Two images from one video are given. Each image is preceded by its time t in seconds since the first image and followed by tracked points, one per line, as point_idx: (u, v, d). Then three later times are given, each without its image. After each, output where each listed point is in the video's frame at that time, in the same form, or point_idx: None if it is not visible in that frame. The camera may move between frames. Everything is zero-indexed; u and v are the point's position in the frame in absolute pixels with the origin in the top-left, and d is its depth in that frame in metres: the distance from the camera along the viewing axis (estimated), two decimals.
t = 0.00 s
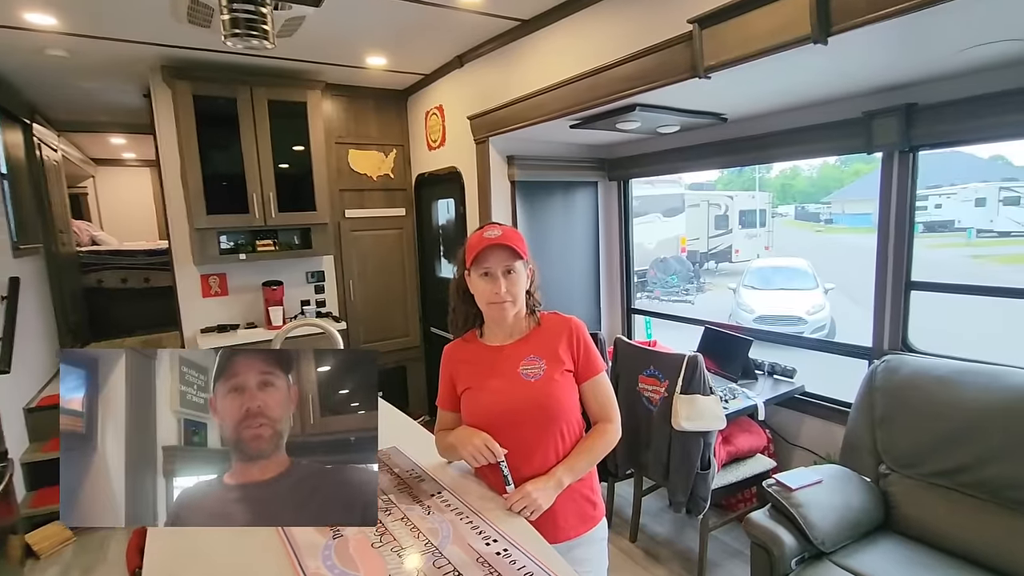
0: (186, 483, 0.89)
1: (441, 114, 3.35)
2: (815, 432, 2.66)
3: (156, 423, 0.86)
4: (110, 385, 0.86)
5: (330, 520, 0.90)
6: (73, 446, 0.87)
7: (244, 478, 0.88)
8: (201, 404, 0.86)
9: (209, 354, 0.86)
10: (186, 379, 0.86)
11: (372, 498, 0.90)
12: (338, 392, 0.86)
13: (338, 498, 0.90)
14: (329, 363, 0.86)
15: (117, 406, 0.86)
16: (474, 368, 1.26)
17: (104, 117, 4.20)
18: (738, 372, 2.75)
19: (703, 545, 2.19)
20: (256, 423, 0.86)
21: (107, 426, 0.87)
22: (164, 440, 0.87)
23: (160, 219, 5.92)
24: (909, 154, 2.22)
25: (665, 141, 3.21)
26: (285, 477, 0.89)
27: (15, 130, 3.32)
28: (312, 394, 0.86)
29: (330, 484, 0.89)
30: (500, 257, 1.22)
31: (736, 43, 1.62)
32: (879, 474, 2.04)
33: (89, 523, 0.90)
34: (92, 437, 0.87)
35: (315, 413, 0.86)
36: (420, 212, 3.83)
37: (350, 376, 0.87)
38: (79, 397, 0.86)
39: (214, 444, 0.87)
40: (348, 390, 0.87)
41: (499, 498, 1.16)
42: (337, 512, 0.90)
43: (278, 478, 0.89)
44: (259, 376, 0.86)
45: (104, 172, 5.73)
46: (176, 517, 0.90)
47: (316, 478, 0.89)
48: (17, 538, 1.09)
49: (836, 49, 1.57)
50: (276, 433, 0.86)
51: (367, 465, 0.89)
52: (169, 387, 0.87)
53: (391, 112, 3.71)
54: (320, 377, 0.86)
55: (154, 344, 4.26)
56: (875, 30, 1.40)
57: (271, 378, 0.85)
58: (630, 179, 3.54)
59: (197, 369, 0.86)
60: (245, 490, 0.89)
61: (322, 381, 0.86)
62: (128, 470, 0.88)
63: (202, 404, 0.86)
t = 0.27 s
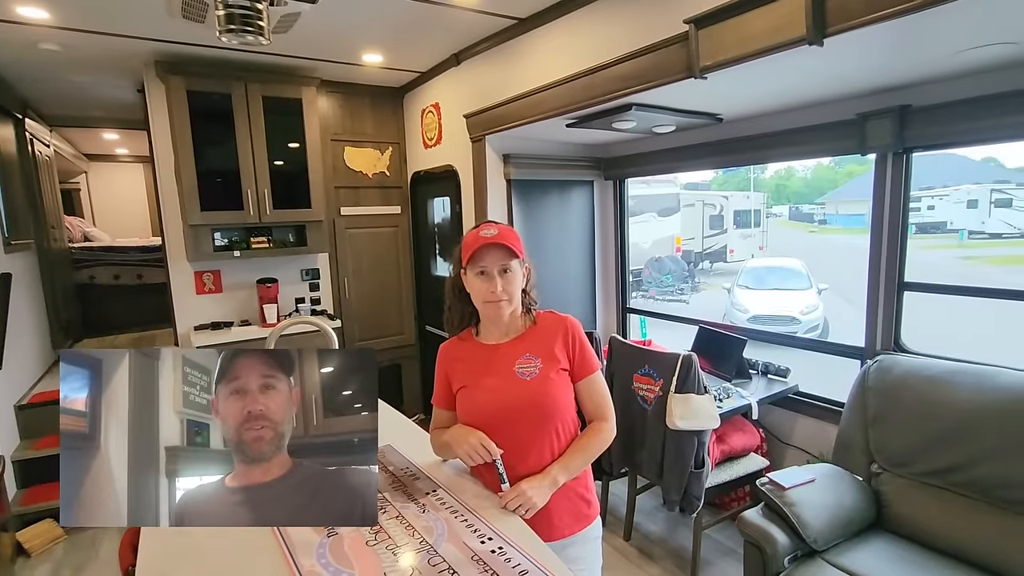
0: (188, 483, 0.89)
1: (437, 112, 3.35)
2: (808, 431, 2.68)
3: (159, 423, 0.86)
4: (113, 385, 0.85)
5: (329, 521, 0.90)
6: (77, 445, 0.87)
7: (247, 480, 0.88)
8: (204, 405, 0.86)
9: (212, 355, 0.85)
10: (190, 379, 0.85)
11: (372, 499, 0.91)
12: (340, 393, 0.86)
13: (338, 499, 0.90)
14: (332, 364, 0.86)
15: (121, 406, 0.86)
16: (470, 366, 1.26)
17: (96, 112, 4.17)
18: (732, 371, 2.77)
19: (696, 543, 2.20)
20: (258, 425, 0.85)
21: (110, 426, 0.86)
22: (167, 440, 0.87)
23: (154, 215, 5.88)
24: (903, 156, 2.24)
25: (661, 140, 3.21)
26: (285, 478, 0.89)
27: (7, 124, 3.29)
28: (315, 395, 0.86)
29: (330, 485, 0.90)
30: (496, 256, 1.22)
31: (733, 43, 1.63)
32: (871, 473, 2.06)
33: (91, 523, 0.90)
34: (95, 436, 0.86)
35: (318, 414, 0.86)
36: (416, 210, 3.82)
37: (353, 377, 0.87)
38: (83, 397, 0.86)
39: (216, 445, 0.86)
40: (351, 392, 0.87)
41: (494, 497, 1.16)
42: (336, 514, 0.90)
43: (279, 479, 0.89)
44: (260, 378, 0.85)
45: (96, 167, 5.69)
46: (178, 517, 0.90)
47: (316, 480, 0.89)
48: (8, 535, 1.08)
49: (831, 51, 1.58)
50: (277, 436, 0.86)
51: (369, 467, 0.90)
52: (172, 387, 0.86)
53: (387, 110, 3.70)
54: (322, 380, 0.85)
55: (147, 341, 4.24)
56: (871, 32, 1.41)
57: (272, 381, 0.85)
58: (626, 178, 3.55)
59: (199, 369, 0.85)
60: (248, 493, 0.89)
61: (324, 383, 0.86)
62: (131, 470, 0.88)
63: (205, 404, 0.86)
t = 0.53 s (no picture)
0: (189, 483, 0.88)
1: (435, 110, 3.34)
2: (804, 430, 2.69)
3: (160, 424, 0.86)
4: (115, 385, 0.85)
5: (330, 522, 0.90)
6: (79, 445, 0.87)
7: (249, 480, 0.88)
8: (206, 405, 0.86)
9: (213, 355, 0.85)
10: (192, 380, 0.85)
11: (373, 500, 0.90)
12: (343, 394, 0.87)
13: (339, 500, 0.90)
14: (334, 365, 0.87)
15: (123, 406, 0.86)
16: (468, 364, 1.26)
17: (93, 108, 4.15)
18: (729, 371, 2.77)
19: (692, 542, 2.21)
20: (259, 426, 0.85)
21: (113, 426, 0.86)
22: (169, 440, 0.86)
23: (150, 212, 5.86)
24: (900, 156, 2.24)
25: (659, 140, 3.22)
26: (287, 478, 0.88)
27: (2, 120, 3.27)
28: (316, 396, 0.86)
29: (330, 486, 0.89)
30: (494, 254, 1.22)
31: (732, 43, 1.63)
32: (867, 472, 2.07)
33: (93, 523, 0.89)
34: (97, 436, 0.86)
35: (320, 415, 0.86)
36: (414, 208, 3.82)
37: (355, 377, 0.87)
38: (85, 397, 0.85)
39: (218, 445, 0.86)
40: (353, 393, 0.87)
41: (492, 495, 1.16)
42: (337, 515, 0.90)
43: (280, 479, 0.89)
44: (262, 379, 0.85)
45: (92, 164, 5.66)
46: (178, 518, 0.90)
47: (317, 481, 0.89)
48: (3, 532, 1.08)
49: (830, 51, 1.58)
50: (279, 437, 0.86)
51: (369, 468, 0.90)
52: (175, 387, 0.86)
53: (385, 108, 3.70)
54: (324, 381, 0.86)
55: (143, 339, 4.22)
56: (869, 32, 1.42)
57: (275, 381, 0.85)
58: (624, 177, 3.55)
59: (201, 370, 0.85)
60: (249, 493, 0.89)
61: (326, 385, 0.86)
62: (133, 470, 0.87)
63: (207, 405, 0.86)
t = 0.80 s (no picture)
0: (190, 483, 0.88)
1: (436, 109, 3.34)
2: (803, 430, 2.69)
3: (162, 424, 0.85)
4: (116, 385, 0.85)
5: (331, 523, 0.90)
6: (79, 445, 0.86)
7: (249, 480, 0.88)
8: (207, 405, 0.85)
9: (215, 355, 0.85)
10: (192, 380, 0.85)
11: (374, 500, 0.91)
12: (343, 395, 0.87)
13: (340, 501, 0.90)
14: (335, 365, 0.87)
15: (123, 406, 0.85)
16: (468, 363, 1.26)
17: (93, 106, 4.15)
18: (729, 370, 2.77)
19: (692, 541, 2.21)
20: (260, 427, 0.85)
21: (114, 426, 0.86)
22: (169, 441, 0.86)
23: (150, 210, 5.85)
24: (901, 156, 2.24)
25: (659, 139, 3.22)
26: (289, 479, 0.89)
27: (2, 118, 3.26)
28: (317, 397, 0.86)
29: (331, 487, 0.90)
30: (495, 253, 1.22)
31: (733, 42, 1.63)
32: (866, 472, 2.07)
33: (93, 523, 0.89)
34: (97, 437, 0.86)
35: (321, 416, 0.87)
36: (414, 206, 3.81)
37: (356, 378, 0.88)
38: (86, 398, 0.85)
39: (219, 445, 0.86)
40: (354, 394, 0.88)
41: (492, 494, 1.16)
42: (338, 515, 0.90)
43: (281, 479, 0.89)
44: (263, 379, 0.85)
45: (92, 162, 5.66)
46: (178, 518, 0.90)
47: (318, 481, 0.89)
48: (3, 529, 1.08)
49: (832, 51, 1.58)
50: (280, 438, 0.86)
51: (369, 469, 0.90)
52: (176, 388, 0.86)
53: (385, 106, 3.69)
54: (325, 381, 0.87)
55: (143, 337, 4.22)
56: (870, 32, 1.41)
57: (276, 382, 0.85)
58: (624, 177, 3.55)
59: (202, 370, 0.85)
60: (250, 493, 0.89)
61: (327, 385, 0.87)
62: (133, 470, 0.87)
63: (207, 405, 0.85)
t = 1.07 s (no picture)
0: (190, 483, 0.88)
1: (438, 108, 3.34)
2: (806, 430, 2.68)
3: (162, 423, 0.85)
4: (117, 385, 0.84)
5: (333, 523, 0.91)
6: (80, 444, 0.86)
7: (250, 480, 0.88)
8: (207, 405, 0.85)
9: (215, 355, 0.85)
10: (192, 380, 0.84)
11: (375, 499, 0.91)
12: (342, 395, 0.87)
13: (341, 500, 0.90)
14: (335, 366, 0.87)
15: (124, 406, 0.85)
16: (472, 362, 1.25)
17: (97, 105, 4.16)
18: (732, 370, 2.77)
19: (694, 541, 2.20)
20: (260, 427, 0.85)
21: (114, 426, 0.85)
22: (170, 440, 0.86)
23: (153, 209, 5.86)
24: (905, 156, 2.23)
25: (662, 139, 3.21)
26: (289, 478, 0.88)
27: (6, 116, 3.27)
28: (317, 397, 0.86)
29: (332, 486, 0.90)
30: (499, 252, 1.22)
31: (738, 41, 1.62)
32: (870, 473, 2.06)
33: (93, 522, 0.89)
34: (97, 436, 0.85)
35: (321, 416, 0.86)
36: (416, 206, 3.81)
37: (356, 378, 0.87)
38: (86, 397, 0.85)
39: (219, 445, 0.86)
40: (353, 394, 0.87)
41: (495, 493, 1.15)
42: (339, 515, 0.91)
43: (282, 478, 0.89)
44: (264, 379, 0.85)
45: (95, 160, 5.67)
46: (179, 518, 0.90)
47: (318, 481, 0.89)
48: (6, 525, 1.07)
49: (837, 50, 1.57)
50: (280, 437, 0.85)
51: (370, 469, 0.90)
52: (176, 387, 0.85)
53: (388, 105, 3.69)
54: (325, 382, 0.86)
55: (146, 335, 4.23)
56: (876, 30, 1.41)
57: (276, 381, 0.85)
58: (627, 176, 3.54)
59: (203, 369, 0.85)
60: (250, 492, 0.89)
61: (327, 386, 0.86)
62: (133, 470, 0.87)
63: (207, 404, 0.85)
